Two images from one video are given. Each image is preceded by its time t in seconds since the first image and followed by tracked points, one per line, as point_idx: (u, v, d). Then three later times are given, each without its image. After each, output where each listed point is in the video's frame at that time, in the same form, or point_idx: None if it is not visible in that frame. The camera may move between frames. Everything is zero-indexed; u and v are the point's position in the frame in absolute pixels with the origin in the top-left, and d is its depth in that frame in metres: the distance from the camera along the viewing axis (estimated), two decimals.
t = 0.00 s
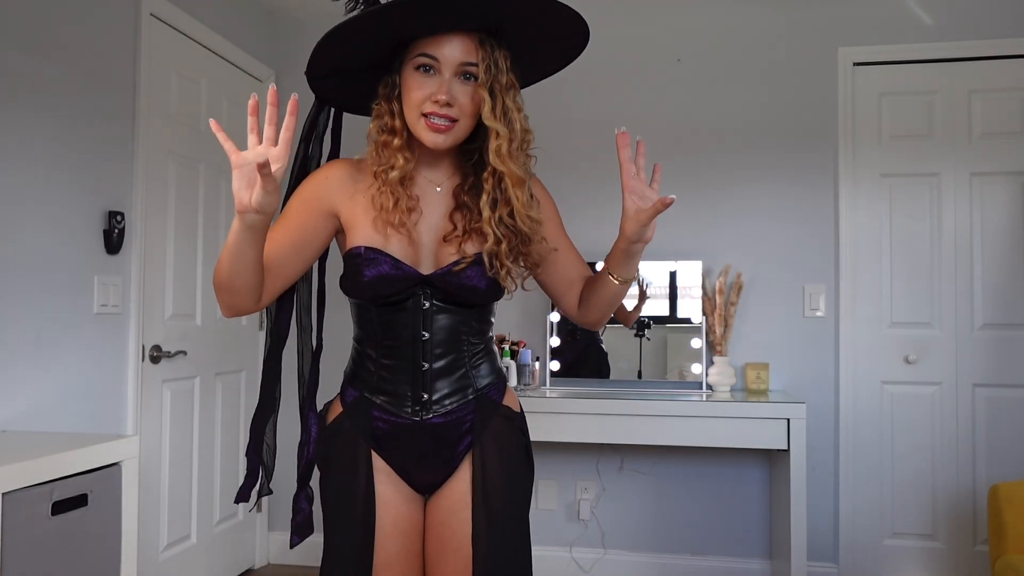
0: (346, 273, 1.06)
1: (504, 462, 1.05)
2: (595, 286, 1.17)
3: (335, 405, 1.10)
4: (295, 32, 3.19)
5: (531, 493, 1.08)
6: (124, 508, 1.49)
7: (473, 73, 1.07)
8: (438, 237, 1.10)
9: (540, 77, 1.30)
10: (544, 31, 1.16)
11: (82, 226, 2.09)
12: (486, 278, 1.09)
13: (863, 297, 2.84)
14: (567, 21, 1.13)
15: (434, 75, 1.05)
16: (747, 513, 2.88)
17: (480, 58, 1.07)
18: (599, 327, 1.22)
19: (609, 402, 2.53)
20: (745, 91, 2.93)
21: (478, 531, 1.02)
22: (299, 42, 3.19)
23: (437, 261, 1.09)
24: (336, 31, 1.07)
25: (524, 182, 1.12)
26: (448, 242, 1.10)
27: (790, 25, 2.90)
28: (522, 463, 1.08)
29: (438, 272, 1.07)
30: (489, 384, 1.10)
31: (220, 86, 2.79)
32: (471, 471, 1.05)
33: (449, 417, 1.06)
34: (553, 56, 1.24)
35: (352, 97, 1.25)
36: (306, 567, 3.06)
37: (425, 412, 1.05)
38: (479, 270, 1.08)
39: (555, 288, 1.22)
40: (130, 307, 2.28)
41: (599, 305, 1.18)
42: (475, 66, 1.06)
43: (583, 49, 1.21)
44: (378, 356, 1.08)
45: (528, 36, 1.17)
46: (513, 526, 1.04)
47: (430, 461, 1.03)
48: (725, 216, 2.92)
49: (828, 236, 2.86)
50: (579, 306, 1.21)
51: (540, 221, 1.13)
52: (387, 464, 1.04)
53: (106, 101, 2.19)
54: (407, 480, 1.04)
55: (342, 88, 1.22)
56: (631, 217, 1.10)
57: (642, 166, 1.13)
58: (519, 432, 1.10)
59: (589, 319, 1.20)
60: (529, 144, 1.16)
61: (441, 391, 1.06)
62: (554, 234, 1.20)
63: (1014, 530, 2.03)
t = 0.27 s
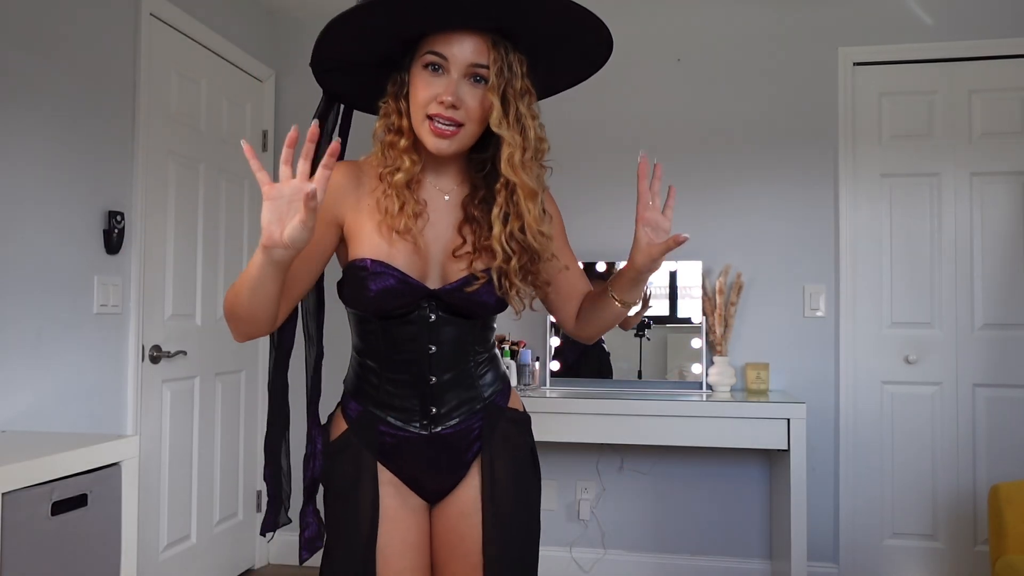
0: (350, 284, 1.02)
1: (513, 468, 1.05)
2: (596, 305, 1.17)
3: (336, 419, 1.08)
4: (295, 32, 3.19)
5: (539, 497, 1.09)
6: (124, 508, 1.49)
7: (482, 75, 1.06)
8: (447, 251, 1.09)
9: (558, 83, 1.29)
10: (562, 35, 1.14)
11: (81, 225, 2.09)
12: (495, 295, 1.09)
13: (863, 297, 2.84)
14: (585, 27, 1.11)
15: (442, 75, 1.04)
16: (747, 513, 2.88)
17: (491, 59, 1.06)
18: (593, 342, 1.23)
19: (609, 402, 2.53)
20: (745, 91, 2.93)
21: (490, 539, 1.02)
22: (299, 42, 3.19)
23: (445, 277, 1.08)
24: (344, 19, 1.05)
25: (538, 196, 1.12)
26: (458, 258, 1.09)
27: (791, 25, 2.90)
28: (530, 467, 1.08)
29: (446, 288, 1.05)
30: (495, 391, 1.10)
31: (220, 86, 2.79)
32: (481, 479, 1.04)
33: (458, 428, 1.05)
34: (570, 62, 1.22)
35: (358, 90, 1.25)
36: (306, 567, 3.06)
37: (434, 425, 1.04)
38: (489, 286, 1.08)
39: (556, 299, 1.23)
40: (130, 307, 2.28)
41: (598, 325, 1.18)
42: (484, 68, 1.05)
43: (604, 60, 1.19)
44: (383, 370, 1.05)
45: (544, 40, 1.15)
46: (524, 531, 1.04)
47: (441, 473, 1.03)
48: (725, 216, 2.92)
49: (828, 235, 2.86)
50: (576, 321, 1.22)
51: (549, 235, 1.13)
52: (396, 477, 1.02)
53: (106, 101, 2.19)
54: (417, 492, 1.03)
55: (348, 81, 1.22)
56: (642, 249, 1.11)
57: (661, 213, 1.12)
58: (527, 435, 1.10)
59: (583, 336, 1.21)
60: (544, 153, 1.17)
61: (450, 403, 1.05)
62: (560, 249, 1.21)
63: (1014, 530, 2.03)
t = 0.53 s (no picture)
0: (352, 304, 0.97)
1: (522, 470, 1.06)
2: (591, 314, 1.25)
3: (341, 434, 1.06)
4: (295, 32, 3.19)
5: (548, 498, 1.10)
6: (124, 508, 1.49)
7: (478, 82, 1.04)
8: (448, 265, 1.07)
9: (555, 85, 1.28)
10: (562, 39, 1.14)
11: (81, 226, 2.09)
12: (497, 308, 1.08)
13: (863, 297, 2.84)
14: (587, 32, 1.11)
15: (435, 83, 1.03)
16: (747, 513, 2.87)
17: (487, 66, 1.04)
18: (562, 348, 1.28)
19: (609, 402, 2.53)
20: (745, 91, 2.93)
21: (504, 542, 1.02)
22: (299, 42, 3.19)
23: (447, 292, 1.06)
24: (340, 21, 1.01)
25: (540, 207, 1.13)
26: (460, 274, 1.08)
27: (791, 25, 2.90)
28: (537, 469, 1.09)
29: (452, 301, 1.03)
30: (501, 396, 1.11)
31: (220, 86, 2.79)
32: (492, 484, 1.05)
33: (468, 435, 1.05)
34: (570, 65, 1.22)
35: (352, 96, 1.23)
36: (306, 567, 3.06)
37: (444, 435, 1.03)
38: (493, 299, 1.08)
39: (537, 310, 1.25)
40: (131, 307, 2.28)
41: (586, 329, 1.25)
42: (480, 75, 1.04)
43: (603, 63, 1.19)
44: (389, 385, 1.03)
45: (545, 41, 1.14)
46: (536, 532, 1.05)
47: (453, 481, 1.03)
48: (725, 216, 2.92)
49: (828, 236, 2.86)
50: (546, 329, 1.26)
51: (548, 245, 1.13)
52: (407, 487, 1.02)
53: (106, 101, 2.19)
54: (429, 501, 1.03)
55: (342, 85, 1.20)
56: (662, 286, 1.20)
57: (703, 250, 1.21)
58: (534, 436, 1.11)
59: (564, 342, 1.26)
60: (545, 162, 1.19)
61: (458, 411, 1.05)
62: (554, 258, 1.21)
63: (1014, 530, 2.03)
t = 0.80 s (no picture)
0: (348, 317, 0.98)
1: (522, 473, 1.06)
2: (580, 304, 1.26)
3: (339, 441, 1.06)
4: (295, 32, 3.19)
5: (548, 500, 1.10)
6: (124, 508, 1.49)
7: (467, 88, 1.04)
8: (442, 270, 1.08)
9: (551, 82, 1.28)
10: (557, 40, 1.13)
11: (81, 226, 2.09)
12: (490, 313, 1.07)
13: (863, 297, 2.84)
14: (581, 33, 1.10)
15: (425, 89, 1.02)
16: (747, 513, 2.87)
17: (476, 71, 1.04)
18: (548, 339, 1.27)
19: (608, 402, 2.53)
20: (745, 91, 2.93)
21: (504, 546, 1.02)
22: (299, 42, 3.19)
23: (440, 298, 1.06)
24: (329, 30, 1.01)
25: (510, 216, 1.07)
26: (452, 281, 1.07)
27: (791, 25, 2.90)
28: (537, 471, 1.09)
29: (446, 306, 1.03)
30: (500, 398, 1.11)
31: (220, 86, 2.79)
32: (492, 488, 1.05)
33: (466, 439, 1.05)
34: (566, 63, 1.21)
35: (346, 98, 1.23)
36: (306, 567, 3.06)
37: (442, 440, 1.03)
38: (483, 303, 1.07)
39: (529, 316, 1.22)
40: (131, 307, 2.28)
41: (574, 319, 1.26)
42: (469, 81, 1.03)
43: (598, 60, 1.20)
44: (386, 390, 1.03)
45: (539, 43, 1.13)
46: (536, 535, 1.05)
47: (453, 486, 1.02)
48: (725, 216, 2.92)
49: (829, 236, 2.86)
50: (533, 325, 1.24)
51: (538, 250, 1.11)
52: (408, 493, 1.02)
53: (106, 101, 2.19)
54: (428, 507, 1.02)
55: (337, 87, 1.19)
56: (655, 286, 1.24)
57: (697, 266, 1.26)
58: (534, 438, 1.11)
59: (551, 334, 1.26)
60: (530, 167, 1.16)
61: (457, 415, 1.05)
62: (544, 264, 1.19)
63: (1014, 530, 2.03)
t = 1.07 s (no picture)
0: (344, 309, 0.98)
1: (521, 475, 1.06)
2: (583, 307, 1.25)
3: (338, 440, 1.06)
4: (295, 32, 3.19)
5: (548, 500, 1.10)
6: (124, 508, 1.49)
7: (467, 82, 1.03)
8: (436, 267, 1.05)
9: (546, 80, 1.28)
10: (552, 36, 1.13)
11: (81, 226, 2.09)
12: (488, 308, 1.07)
13: (863, 297, 2.84)
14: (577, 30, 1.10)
15: (425, 84, 1.02)
16: (747, 513, 2.88)
17: (476, 65, 1.03)
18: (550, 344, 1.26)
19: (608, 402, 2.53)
20: (745, 91, 2.93)
21: (502, 546, 1.02)
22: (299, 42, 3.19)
23: (437, 293, 1.05)
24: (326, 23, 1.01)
25: (520, 208, 1.09)
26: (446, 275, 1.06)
27: (791, 25, 2.90)
28: (536, 472, 1.08)
29: (440, 303, 1.03)
30: (499, 398, 1.11)
31: (220, 86, 2.79)
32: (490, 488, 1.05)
33: (464, 439, 1.04)
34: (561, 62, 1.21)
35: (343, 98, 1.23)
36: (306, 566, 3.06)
37: (440, 439, 1.03)
38: (480, 299, 1.06)
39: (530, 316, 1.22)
40: (131, 307, 2.28)
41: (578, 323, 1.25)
42: (470, 75, 1.03)
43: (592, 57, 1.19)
44: (384, 388, 1.03)
45: (533, 38, 1.13)
46: (534, 535, 1.05)
47: (451, 486, 1.02)
48: (725, 216, 2.92)
49: (829, 236, 2.86)
50: (536, 329, 1.23)
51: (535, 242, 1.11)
52: (405, 494, 1.02)
53: (106, 101, 2.19)
54: (427, 507, 1.02)
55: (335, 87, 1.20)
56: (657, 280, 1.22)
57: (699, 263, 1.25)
58: (533, 438, 1.11)
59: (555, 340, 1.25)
60: (529, 160, 1.15)
61: (455, 414, 1.05)
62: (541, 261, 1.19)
63: (1014, 530, 2.03)
